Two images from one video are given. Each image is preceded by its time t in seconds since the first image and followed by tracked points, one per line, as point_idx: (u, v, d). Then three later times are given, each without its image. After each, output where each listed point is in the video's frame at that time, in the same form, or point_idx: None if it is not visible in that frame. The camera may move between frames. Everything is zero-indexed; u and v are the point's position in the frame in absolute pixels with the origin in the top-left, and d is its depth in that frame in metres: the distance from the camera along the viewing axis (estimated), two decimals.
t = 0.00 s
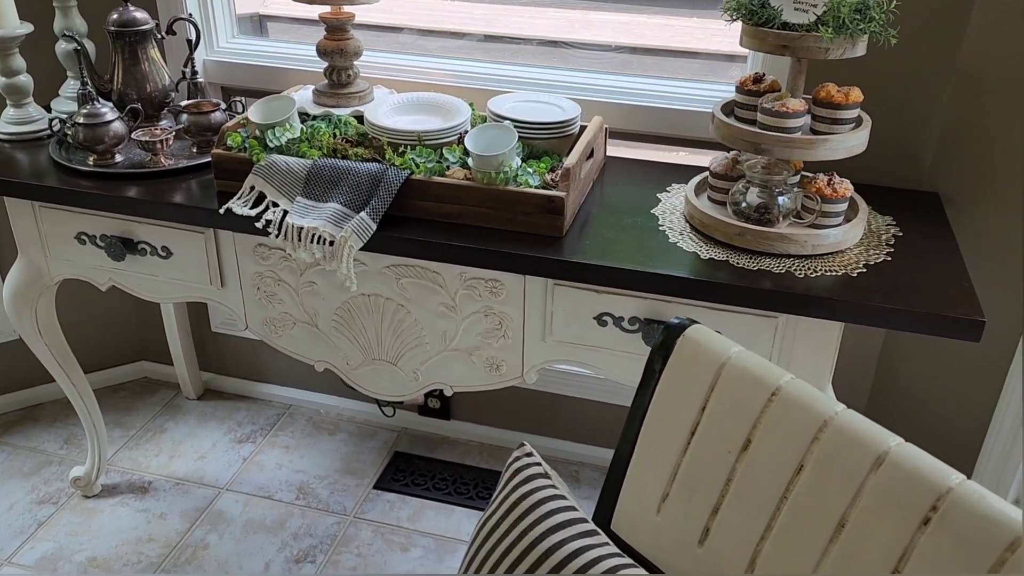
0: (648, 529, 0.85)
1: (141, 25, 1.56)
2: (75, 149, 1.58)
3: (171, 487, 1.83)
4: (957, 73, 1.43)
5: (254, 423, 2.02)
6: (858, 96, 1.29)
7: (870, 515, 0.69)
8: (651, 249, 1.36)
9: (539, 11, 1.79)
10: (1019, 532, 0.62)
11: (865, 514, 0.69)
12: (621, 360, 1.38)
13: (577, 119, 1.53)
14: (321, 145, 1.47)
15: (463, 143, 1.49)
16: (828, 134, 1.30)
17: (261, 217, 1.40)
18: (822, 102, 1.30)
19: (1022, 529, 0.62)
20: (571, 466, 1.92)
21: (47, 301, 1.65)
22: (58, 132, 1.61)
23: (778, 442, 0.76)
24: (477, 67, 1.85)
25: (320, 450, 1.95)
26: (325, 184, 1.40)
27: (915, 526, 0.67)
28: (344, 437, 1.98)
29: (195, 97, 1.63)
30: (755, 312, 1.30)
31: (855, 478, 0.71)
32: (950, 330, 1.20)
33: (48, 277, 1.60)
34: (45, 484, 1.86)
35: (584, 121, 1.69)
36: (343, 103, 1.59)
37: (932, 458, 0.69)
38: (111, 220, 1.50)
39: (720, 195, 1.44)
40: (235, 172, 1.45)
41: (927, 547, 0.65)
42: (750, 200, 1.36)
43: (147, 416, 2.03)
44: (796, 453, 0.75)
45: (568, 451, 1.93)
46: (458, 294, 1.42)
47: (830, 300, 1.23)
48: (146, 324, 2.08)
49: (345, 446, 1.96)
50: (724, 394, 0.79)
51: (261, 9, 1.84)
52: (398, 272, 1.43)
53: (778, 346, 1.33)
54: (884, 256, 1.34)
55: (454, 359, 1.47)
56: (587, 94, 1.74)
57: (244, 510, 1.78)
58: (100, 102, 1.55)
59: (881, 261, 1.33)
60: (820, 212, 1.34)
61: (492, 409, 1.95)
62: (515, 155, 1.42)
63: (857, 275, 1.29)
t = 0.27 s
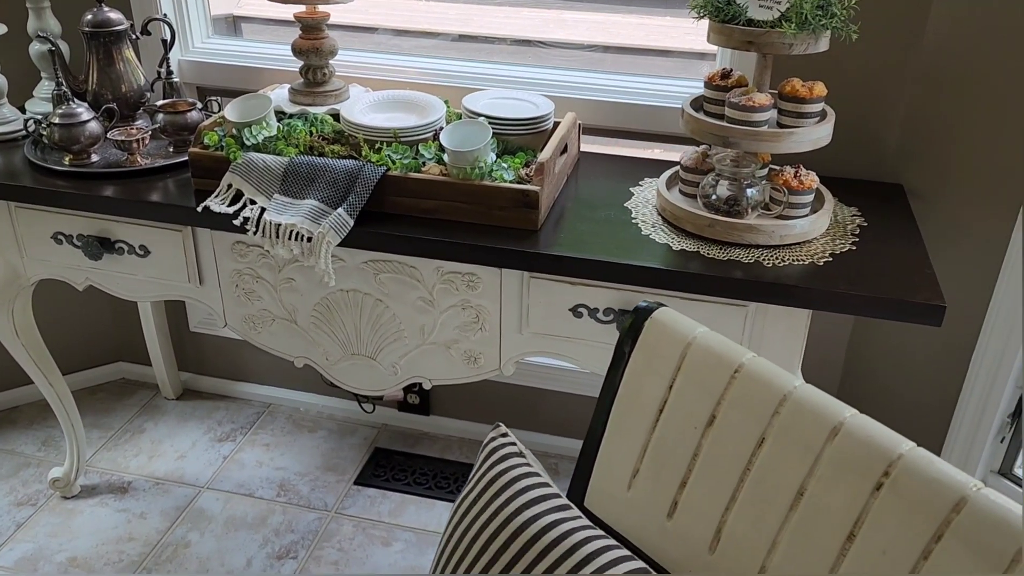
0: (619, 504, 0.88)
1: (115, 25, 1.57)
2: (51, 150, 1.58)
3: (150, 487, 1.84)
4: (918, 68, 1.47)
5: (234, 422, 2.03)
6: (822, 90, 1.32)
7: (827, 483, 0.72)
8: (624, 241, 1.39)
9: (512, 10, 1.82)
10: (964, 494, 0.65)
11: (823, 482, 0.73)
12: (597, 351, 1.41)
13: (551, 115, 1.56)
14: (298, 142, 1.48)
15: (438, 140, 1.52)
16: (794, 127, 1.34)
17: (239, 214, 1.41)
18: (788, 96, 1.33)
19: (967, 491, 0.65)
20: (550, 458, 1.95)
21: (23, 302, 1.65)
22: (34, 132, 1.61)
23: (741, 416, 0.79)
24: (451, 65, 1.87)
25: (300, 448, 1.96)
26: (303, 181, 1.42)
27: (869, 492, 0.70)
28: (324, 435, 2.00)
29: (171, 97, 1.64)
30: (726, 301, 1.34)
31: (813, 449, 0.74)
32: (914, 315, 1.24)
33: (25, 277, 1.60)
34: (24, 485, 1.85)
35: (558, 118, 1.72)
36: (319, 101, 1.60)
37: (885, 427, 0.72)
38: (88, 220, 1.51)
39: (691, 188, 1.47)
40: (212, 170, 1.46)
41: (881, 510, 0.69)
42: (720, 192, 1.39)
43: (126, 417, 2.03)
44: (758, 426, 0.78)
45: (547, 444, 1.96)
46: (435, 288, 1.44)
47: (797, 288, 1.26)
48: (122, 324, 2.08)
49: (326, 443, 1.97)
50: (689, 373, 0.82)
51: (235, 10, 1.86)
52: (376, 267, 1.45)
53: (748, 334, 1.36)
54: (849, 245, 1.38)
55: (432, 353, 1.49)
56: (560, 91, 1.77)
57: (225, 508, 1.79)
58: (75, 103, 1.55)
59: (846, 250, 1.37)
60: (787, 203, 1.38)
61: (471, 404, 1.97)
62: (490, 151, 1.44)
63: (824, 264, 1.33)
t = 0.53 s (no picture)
0: (612, 484, 0.91)
1: (111, 26, 1.58)
2: (46, 149, 1.59)
3: (146, 485, 1.85)
4: (901, 66, 1.51)
5: (229, 421, 2.04)
6: (807, 87, 1.35)
7: (813, 457, 0.75)
8: (615, 236, 1.42)
9: (503, 11, 1.84)
10: (944, 463, 0.68)
11: (809, 455, 0.75)
12: (589, 344, 1.43)
13: (542, 113, 1.58)
14: (293, 141, 1.50)
15: (431, 138, 1.54)
16: (780, 124, 1.37)
17: (235, 212, 1.43)
18: (774, 93, 1.36)
19: (947, 460, 0.68)
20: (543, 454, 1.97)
21: (19, 301, 1.66)
22: (29, 133, 1.62)
23: (731, 395, 0.81)
24: (443, 65, 1.89)
25: (295, 446, 1.97)
26: (298, 179, 1.43)
27: (853, 464, 0.73)
28: (318, 433, 2.01)
29: (166, 97, 1.66)
30: (716, 295, 1.36)
31: (800, 424, 0.76)
32: (899, 306, 1.26)
33: (22, 276, 1.61)
34: (19, 485, 1.86)
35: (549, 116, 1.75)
36: (313, 101, 1.62)
37: (868, 403, 0.75)
38: (85, 219, 1.52)
39: (681, 184, 1.50)
40: (208, 169, 1.47)
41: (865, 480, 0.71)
42: (709, 188, 1.42)
43: (120, 416, 2.04)
44: (746, 404, 0.80)
45: (540, 440, 1.98)
46: (430, 284, 1.46)
47: (785, 281, 1.29)
48: (116, 324, 2.08)
49: (320, 440, 1.99)
50: (680, 355, 0.85)
51: (228, 12, 1.88)
52: (371, 264, 1.47)
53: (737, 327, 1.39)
54: (835, 239, 1.41)
55: (427, 348, 1.51)
56: (551, 91, 1.80)
57: (221, 506, 1.80)
58: (71, 103, 1.56)
59: (832, 243, 1.40)
60: (774, 199, 1.41)
61: (464, 401, 1.99)
62: (483, 149, 1.47)
63: (811, 257, 1.36)
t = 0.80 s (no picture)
0: (621, 467, 0.93)
1: (132, 26, 1.62)
2: (68, 147, 1.63)
3: (162, 478, 1.88)
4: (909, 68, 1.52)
5: (243, 416, 2.07)
6: (816, 87, 1.38)
7: (815, 438, 0.77)
8: (625, 233, 1.44)
9: (515, 13, 1.87)
10: (941, 443, 0.70)
11: (812, 436, 0.78)
12: (598, 340, 1.46)
13: (553, 113, 1.61)
14: (310, 139, 1.54)
15: (445, 136, 1.57)
16: (788, 123, 1.39)
17: (253, 208, 1.46)
18: (783, 93, 1.38)
19: (943, 441, 0.70)
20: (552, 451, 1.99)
21: (41, 295, 1.70)
22: (52, 130, 1.66)
23: (736, 379, 0.84)
24: (456, 66, 1.92)
25: (308, 441, 2.00)
26: (314, 175, 1.46)
27: (852, 445, 0.75)
28: (331, 428, 2.04)
29: (185, 96, 1.69)
30: (724, 291, 1.38)
31: (803, 406, 0.79)
32: (904, 303, 1.28)
33: (43, 271, 1.65)
34: (38, 476, 1.89)
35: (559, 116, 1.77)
36: (329, 100, 1.65)
37: (869, 386, 0.77)
38: (105, 214, 1.56)
39: (690, 183, 1.52)
40: (227, 166, 1.51)
41: (864, 460, 0.74)
42: (717, 187, 1.43)
43: (137, 410, 2.07)
44: (750, 388, 0.83)
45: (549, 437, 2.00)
46: (442, 280, 1.48)
47: (792, 278, 1.31)
48: (133, 320, 2.12)
49: (332, 436, 2.01)
50: (687, 341, 0.88)
51: (246, 15, 1.92)
52: (384, 259, 1.49)
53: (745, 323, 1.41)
54: (842, 237, 1.43)
55: (439, 343, 1.54)
56: (562, 91, 1.82)
57: (235, 498, 1.83)
58: (93, 101, 1.60)
59: (838, 241, 1.41)
60: (782, 197, 1.42)
61: (474, 398, 2.01)
62: (495, 147, 1.49)
63: (818, 254, 1.38)
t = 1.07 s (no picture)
0: (625, 450, 0.95)
1: (168, 26, 1.67)
2: (105, 142, 1.68)
3: (190, 466, 1.93)
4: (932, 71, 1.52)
5: (269, 408, 2.12)
6: (835, 89, 1.38)
7: (811, 422, 0.79)
8: (644, 231, 1.46)
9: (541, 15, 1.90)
10: (931, 427, 0.72)
11: (808, 420, 0.79)
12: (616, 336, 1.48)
13: (576, 113, 1.63)
14: (337, 136, 1.57)
15: (468, 135, 1.60)
16: (807, 124, 1.40)
17: (281, 202, 1.50)
18: (802, 94, 1.39)
19: (934, 424, 0.72)
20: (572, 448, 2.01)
21: (77, 285, 1.75)
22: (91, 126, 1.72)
23: (736, 365, 0.86)
24: (482, 66, 1.95)
25: (332, 433, 2.04)
26: (341, 171, 1.50)
27: (847, 429, 0.76)
28: (354, 422, 2.08)
29: (218, 94, 1.74)
30: (741, 289, 1.40)
31: (800, 390, 0.80)
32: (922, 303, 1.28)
33: (80, 262, 1.71)
34: (71, 462, 1.95)
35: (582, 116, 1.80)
36: (356, 98, 1.69)
37: (865, 372, 0.79)
38: (140, 207, 1.61)
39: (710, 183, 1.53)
40: (257, 161, 1.55)
41: (858, 443, 0.75)
42: (737, 186, 1.44)
43: (167, 401, 2.13)
44: (750, 373, 0.85)
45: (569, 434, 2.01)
46: (463, 275, 1.51)
47: (809, 276, 1.32)
48: (164, 313, 2.17)
49: (356, 429, 2.05)
50: (689, 327, 0.90)
51: (279, 17, 1.97)
52: (407, 254, 1.52)
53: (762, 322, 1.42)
54: (860, 237, 1.43)
55: (459, 337, 1.57)
56: (586, 91, 1.85)
57: (260, 488, 1.87)
58: (130, 98, 1.65)
59: (856, 242, 1.42)
60: (801, 197, 1.43)
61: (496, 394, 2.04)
62: (517, 145, 1.52)
63: (836, 254, 1.38)
